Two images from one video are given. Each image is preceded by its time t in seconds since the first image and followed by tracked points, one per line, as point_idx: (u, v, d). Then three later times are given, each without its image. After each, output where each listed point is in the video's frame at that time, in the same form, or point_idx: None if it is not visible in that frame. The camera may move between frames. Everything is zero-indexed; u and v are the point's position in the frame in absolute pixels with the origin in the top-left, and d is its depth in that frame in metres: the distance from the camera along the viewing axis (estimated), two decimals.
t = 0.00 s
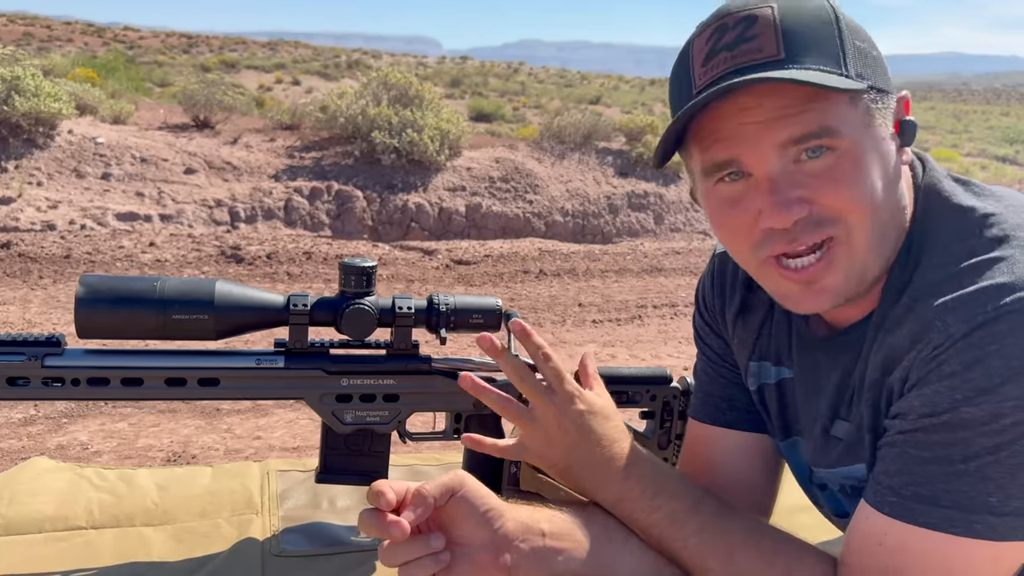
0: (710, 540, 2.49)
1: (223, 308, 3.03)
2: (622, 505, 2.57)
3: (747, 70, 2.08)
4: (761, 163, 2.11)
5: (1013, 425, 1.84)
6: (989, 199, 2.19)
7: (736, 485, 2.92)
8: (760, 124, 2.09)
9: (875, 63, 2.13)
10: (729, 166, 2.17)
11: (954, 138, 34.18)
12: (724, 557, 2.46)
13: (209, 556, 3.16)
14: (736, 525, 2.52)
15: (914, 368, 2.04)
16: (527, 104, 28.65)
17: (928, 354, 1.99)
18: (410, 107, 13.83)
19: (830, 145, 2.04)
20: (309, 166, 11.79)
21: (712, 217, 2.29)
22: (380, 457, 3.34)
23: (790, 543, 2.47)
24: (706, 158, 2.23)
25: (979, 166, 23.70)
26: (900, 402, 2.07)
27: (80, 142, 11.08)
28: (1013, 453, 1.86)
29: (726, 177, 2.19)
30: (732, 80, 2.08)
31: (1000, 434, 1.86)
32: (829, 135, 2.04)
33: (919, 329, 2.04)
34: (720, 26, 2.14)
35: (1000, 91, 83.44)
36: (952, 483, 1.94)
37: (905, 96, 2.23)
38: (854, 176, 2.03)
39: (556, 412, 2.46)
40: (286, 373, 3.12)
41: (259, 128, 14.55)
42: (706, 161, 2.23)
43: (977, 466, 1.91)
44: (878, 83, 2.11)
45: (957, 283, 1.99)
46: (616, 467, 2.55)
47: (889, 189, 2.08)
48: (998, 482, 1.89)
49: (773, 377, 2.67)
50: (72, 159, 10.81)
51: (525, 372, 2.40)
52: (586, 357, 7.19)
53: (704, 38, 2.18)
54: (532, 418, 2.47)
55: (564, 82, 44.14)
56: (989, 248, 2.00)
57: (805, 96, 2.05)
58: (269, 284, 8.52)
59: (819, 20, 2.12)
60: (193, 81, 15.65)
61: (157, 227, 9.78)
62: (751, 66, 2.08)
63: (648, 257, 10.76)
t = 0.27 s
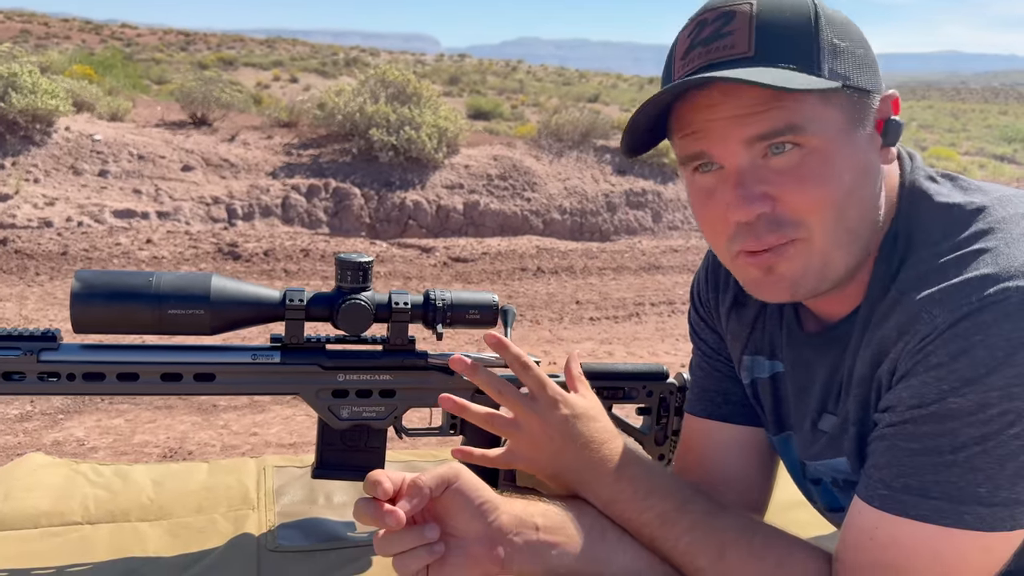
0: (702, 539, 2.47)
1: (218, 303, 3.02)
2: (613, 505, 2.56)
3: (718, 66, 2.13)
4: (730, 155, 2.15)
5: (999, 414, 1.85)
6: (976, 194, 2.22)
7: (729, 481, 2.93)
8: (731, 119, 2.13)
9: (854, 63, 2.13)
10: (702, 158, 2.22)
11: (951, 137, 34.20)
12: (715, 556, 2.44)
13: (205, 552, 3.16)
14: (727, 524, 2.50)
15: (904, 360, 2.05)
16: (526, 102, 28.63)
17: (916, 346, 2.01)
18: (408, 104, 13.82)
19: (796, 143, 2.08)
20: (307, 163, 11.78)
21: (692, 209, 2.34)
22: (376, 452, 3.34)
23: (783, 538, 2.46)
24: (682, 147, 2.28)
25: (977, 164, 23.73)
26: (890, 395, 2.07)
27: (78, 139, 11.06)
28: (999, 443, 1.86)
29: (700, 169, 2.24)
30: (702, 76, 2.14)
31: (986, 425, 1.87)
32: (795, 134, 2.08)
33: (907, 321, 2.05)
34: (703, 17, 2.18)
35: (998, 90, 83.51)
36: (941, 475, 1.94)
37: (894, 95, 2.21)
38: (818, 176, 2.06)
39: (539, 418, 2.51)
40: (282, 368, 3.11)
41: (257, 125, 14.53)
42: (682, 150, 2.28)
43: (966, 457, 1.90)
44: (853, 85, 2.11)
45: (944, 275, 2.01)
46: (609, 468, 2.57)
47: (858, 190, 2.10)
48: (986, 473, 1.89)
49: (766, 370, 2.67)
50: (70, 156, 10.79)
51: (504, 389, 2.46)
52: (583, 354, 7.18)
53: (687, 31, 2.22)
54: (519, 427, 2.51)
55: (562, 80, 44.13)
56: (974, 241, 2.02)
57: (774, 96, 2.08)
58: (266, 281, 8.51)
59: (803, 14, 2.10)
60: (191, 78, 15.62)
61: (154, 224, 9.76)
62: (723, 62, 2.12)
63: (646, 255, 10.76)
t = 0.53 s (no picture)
0: (699, 539, 2.47)
1: (216, 302, 3.02)
2: (611, 506, 2.56)
3: (695, 66, 2.24)
4: (703, 154, 2.22)
5: (1000, 418, 1.86)
6: (976, 195, 2.23)
7: (728, 480, 2.93)
8: (705, 119, 2.19)
9: (837, 72, 2.11)
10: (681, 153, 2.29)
11: (949, 137, 34.23)
12: (713, 557, 2.44)
13: (202, 552, 3.15)
14: (725, 525, 2.50)
15: (903, 363, 2.06)
16: (524, 102, 28.61)
17: (915, 348, 2.02)
18: (407, 103, 13.81)
19: (766, 147, 2.13)
20: (305, 163, 11.76)
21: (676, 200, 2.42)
22: (374, 453, 3.33)
23: (780, 537, 2.47)
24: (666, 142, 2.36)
25: (975, 164, 23.74)
26: (889, 397, 2.08)
27: (75, 138, 11.04)
28: (1001, 447, 1.87)
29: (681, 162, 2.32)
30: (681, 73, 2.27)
31: (987, 428, 1.88)
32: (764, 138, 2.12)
33: (906, 324, 2.05)
34: (696, 17, 2.29)
35: (996, 90, 83.61)
36: (941, 478, 1.95)
37: (893, 105, 2.16)
38: (783, 179, 2.11)
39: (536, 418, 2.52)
40: (280, 368, 3.11)
41: (255, 124, 14.51)
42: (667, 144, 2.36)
43: (966, 460, 1.91)
44: (831, 94, 2.11)
45: (944, 278, 2.02)
46: (607, 469, 2.57)
47: (830, 197, 2.13)
48: (986, 477, 1.90)
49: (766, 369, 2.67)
50: (67, 155, 10.77)
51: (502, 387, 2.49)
52: (581, 354, 7.19)
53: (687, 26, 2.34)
54: (514, 426, 2.52)
55: (560, 79, 44.13)
56: (974, 244, 2.03)
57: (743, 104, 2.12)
58: (264, 280, 8.51)
59: (783, 22, 2.14)
60: (189, 77, 15.59)
61: (152, 223, 9.75)
62: (698, 63, 2.23)
63: (645, 254, 10.76)
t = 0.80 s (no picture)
0: (703, 529, 2.48)
1: (212, 301, 3.01)
2: (618, 491, 2.55)
3: (691, 64, 2.23)
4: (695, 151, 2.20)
5: (1010, 426, 1.85)
6: (991, 199, 2.21)
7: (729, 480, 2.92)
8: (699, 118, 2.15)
9: (834, 74, 2.05)
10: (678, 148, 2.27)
11: (948, 138, 34.25)
12: (717, 548, 2.44)
13: (199, 552, 3.15)
14: (728, 516, 2.50)
15: (912, 367, 2.04)
16: (523, 102, 28.62)
17: (924, 352, 2.00)
18: (405, 103, 13.80)
19: (756, 152, 2.09)
20: (304, 162, 11.75)
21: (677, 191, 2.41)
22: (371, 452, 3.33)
23: (781, 534, 2.46)
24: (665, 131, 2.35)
25: (973, 165, 23.74)
26: (897, 400, 2.06)
27: (73, 137, 11.03)
28: (1010, 454, 1.86)
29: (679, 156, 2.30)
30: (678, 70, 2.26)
31: (997, 435, 1.86)
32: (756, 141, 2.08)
33: (917, 328, 2.04)
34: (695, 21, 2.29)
35: (994, 91, 83.70)
36: (946, 483, 1.94)
37: (897, 112, 2.09)
38: (773, 186, 2.08)
39: (551, 393, 2.48)
40: (277, 367, 3.11)
41: (253, 123, 14.49)
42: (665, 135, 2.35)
43: (973, 466, 1.91)
44: (827, 99, 2.05)
45: (956, 282, 2.00)
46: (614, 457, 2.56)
47: (820, 205, 2.10)
48: (993, 483, 1.89)
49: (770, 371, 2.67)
50: (65, 154, 10.76)
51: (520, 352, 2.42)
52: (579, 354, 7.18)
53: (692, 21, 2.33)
54: (528, 401, 2.47)
55: (559, 80, 44.13)
56: (989, 249, 2.01)
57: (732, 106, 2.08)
58: (262, 280, 8.50)
59: (781, 22, 2.09)
60: (187, 76, 15.58)
61: (150, 223, 9.74)
62: (694, 61, 2.23)
63: (643, 255, 10.75)
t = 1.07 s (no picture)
0: (698, 538, 2.49)
1: (214, 303, 3.03)
2: (610, 503, 2.58)
3: (758, 69, 2.08)
4: (767, 166, 2.11)
5: (1018, 431, 1.86)
6: (994, 204, 2.23)
7: (725, 484, 2.94)
8: (772, 128, 2.08)
9: (887, 67, 2.14)
10: (733, 168, 2.17)
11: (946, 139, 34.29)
12: (711, 555, 2.45)
13: (200, 552, 3.16)
14: (721, 523, 2.52)
15: (920, 373, 2.05)
16: (521, 103, 28.64)
17: (933, 356, 2.01)
18: (404, 104, 13.81)
19: (839, 153, 2.06)
20: (303, 163, 11.76)
21: (713, 218, 2.31)
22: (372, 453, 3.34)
23: (780, 538, 2.48)
24: (710, 156, 2.23)
25: (971, 167, 23.75)
26: (904, 405, 2.07)
27: (73, 138, 11.03)
28: (1017, 459, 1.87)
29: (727, 178, 2.20)
30: (740, 80, 2.09)
31: (1005, 440, 1.87)
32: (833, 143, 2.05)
33: (925, 333, 2.05)
34: (733, 20, 2.12)
35: (992, 92, 83.79)
36: (953, 488, 1.95)
37: (914, 103, 2.26)
38: (861, 185, 2.05)
39: (541, 405, 2.53)
40: (278, 368, 3.12)
41: (252, 124, 14.50)
42: (709, 159, 2.23)
43: (980, 471, 1.91)
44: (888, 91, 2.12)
45: (965, 287, 2.01)
46: (605, 467, 2.58)
47: (893, 197, 2.11)
48: (999, 488, 1.90)
49: (768, 379, 2.68)
50: (64, 155, 10.76)
51: (508, 369, 2.48)
52: (578, 355, 7.19)
53: (716, 33, 2.16)
54: (519, 414, 2.52)
55: (557, 80, 44.15)
56: (998, 253, 2.03)
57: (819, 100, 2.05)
58: (261, 280, 8.51)
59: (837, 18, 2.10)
60: (186, 77, 15.58)
61: (150, 223, 9.74)
62: (762, 66, 2.07)
63: (642, 256, 10.77)
